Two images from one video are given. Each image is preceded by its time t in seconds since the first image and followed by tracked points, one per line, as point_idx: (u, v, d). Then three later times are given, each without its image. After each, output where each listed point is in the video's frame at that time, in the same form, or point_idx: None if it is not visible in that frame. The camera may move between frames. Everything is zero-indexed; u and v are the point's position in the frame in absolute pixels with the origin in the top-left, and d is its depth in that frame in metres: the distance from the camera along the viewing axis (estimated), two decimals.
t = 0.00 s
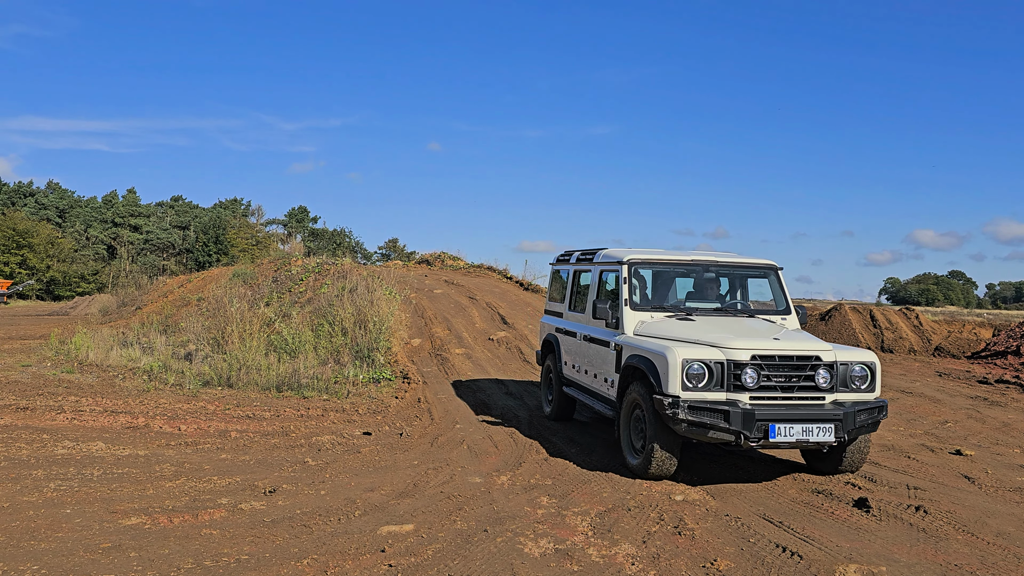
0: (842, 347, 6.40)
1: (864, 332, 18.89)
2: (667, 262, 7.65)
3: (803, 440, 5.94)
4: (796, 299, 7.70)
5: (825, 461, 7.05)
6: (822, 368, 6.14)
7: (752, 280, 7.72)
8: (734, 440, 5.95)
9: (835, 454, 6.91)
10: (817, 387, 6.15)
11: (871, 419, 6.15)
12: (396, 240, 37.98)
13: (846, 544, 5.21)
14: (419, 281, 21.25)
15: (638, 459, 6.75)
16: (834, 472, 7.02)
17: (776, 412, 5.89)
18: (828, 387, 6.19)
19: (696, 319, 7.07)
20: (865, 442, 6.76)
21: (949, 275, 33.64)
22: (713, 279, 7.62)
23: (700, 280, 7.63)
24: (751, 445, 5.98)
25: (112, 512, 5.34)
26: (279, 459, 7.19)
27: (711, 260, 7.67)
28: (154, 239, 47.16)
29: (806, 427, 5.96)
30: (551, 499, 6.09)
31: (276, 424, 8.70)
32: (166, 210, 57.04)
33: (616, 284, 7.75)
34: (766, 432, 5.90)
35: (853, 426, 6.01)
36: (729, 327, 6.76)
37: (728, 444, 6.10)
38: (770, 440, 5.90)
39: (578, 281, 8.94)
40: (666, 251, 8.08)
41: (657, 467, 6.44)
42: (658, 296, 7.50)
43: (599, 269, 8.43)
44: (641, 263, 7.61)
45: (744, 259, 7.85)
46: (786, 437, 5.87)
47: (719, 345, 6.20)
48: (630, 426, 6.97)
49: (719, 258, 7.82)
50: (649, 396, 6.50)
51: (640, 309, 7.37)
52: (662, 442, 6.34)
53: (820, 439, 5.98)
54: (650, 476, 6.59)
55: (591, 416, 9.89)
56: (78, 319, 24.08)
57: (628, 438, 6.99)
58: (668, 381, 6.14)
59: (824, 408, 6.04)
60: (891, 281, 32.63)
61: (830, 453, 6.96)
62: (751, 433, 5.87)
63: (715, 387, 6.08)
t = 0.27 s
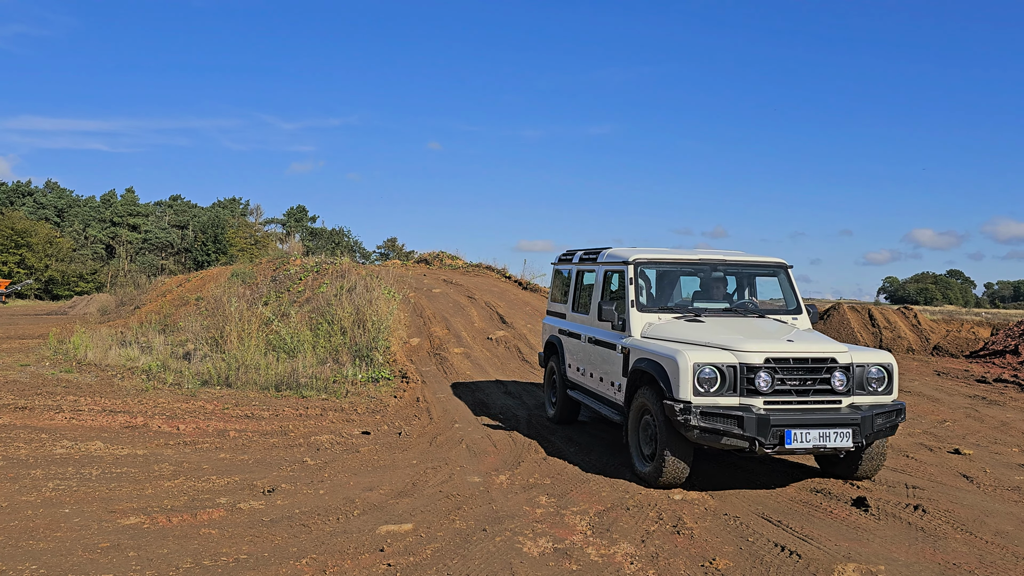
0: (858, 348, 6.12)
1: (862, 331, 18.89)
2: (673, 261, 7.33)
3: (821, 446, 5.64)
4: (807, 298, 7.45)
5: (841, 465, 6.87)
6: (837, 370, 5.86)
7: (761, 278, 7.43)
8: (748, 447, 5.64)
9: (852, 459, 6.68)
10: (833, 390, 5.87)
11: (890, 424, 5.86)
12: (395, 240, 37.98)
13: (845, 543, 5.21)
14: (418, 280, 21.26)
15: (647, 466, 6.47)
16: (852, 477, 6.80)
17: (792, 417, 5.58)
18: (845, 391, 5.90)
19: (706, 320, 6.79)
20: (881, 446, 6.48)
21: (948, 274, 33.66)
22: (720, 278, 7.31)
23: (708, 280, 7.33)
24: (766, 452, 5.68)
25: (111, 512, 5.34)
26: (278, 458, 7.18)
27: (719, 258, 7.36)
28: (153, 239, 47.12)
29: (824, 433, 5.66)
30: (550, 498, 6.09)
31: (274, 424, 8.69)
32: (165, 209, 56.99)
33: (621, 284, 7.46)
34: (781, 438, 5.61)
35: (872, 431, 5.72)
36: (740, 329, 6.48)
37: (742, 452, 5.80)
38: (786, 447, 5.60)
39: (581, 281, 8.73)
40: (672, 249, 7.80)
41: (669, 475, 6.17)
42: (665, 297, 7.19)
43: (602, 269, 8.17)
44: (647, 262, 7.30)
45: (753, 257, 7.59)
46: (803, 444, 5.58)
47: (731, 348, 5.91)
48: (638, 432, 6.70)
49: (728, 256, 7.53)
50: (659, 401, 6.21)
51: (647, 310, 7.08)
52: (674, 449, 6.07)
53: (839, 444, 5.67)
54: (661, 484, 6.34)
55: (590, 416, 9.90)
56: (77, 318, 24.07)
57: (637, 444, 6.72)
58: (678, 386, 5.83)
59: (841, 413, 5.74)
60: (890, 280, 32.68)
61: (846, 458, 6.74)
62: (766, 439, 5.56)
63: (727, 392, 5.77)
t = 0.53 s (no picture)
0: (878, 352, 5.92)
1: (860, 330, 18.94)
2: (682, 262, 7.22)
3: (842, 455, 5.44)
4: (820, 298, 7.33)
5: (861, 471, 6.62)
6: (858, 375, 5.66)
7: (771, 277, 7.32)
8: (766, 456, 5.45)
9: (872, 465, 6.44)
10: (853, 396, 5.67)
11: (912, 430, 5.67)
12: (393, 239, 37.98)
13: (842, 541, 5.22)
14: (416, 279, 21.27)
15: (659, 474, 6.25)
16: (872, 485, 6.55)
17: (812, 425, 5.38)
18: (866, 396, 5.70)
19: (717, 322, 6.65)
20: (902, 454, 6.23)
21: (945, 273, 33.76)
22: (731, 278, 7.19)
23: (718, 280, 7.21)
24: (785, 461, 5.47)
25: (109, 511, 5.33)
26: (276, 458, 7.17)
27: (730, 258, 7.23)
28: (150, 238, 47.04)
29: (845, 440, 5.46)
30: (548, 497, 6.10)
31: (272, 423, 8.70)
32: (162, 208, 56.89)
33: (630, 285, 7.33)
34: (801, 447, 5.40)
35: (893, 438, 5.53)
36: (755, 331, 6.27)
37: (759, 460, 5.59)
38: (806, 456, 5.38)
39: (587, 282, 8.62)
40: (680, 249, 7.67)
41: (682, 483, 5.96)
42: (674, 299, 7.07)
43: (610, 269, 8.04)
44: (655, 264, 7.18)
45: (764, 257, 7.48)
46: (824, 452, 5.37)
47: (747, 352, 5.70)
48: (649, 436, 6.49)
49: (738, 255, 7.42)
50: (671, 407, 5.98)
51: (657, 311, 6.94)
52: (688, 458, 5.84)
53: (861, 452, 5.47)
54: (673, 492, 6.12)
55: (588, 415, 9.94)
56: (74, 317, 24.03)
57: (647, 451, 6.50)
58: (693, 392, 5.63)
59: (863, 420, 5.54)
60: (887, 279, 32.75)
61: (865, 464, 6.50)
62: (785, 448, 5.36)
63: (743, 398, 5.57)
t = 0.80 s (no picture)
0: (903, 351, 5.70)
1: (858, 328, 18.95)
2: (696, 258, 7.02)
3: (866, 458, 5.24)
4: (837, 297, 7.18)
5: (881, 478, 6.35)
6: (883, 376, 5.44)
7: (786, 275, 7.13)
8: (788, 460, 5.23)
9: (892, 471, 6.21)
10: (878, 397, 5.45)
11: (938, 434, 5.48)
12: (391, 237, 37.98)
13: (840, 540, 5.23)
14: (415, 278, 21.27)
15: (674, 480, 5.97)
16: (893, 491, 6.30)
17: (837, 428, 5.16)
18: (891, 398, 5.49)
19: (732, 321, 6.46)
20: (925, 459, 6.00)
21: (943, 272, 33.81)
22: (746, 276, 7.01)
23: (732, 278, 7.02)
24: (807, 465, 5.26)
25: (107, 510, 5.32)
26: (275, 456, 7.16)
27: (743, 255, 7.06)
28: (149, 236, 47.00)
29: (869, 444, 5.26)
30: (547, 495, 6.10)
31: (271, 421, 8.69)
32: (161, 207, 56.83)
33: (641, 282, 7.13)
34: (824, 450, 5.18)
35: (919, 442, 5.34)
36: (772, 330, 6.06)
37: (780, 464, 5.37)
38: (829, 460, 5.18)
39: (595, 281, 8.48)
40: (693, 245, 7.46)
41: (699, 490, 5.69)
42: (687, 296, 6.88)
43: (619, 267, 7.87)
44: (668, 260, 6.98)
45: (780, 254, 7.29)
46: (847, 456, 5.17)
47: (766, 351, 5.48)
48: (663, 443, 6.23)
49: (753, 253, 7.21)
50: (689, 410, 5.73)
51: (670, 309, 6.74)
52: (705, 463, 5.59)
53: (886, 456, 5.28)
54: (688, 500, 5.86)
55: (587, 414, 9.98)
56: (73, 316, 24.02)
57: (661, 457, 6.24)
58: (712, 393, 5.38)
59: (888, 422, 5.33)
60: (886, 277, 32.80)
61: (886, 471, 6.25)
62: (808, 451, 5.15)
63: (764, 400, 5.34)
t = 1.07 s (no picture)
0: (928, 354, 5.57)
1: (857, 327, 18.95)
2: (706, 258, 6.89)
3: (894, 469, 5.09)
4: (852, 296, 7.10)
5: (907, 484, 6.17)
6: (910, 381, 5.31)
7: (798, 274, 7.04)
8: (812, 472, 5.08)
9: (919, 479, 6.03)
10: (904, 404, 5.32)
11: (967, 441, 5.33)
12: (390, 236, 37.95)
13: (839, 539, 5.24)
14: (414, 277, 21.25)
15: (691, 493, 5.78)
16: (919, 497, 6.13)
17: (863, 438, 5.01)
18: (917, 404, 5.35)
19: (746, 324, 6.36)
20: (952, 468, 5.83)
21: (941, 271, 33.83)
22: (757, 275, 6.90)
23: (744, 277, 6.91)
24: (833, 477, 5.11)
25: (106, 509, 5.32)
26: (273, 455, 7.16)
27: (755, 253, 6.94)
28: (148, 235, 46.93)
29: (898, 454, 5.11)
30: (546, 494, 6.11)
31: (269, 420, 8.69)
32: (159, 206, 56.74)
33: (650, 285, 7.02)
34: (851, 462, 5.04)
35: (949, 451, 5.18)
36: (788, 334, 5.92)
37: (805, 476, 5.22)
38: (856, 471, 5.03)
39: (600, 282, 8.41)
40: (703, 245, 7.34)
41: (718, 504, 5.50)
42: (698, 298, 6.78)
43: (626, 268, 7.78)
44: (678, 261, 6.86)
45: (795, 252, 7.18)
46: (875, 467, 5.02)
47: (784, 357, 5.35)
48: (677, 454, 6.02)
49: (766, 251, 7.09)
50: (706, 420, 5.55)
51: (682, 313, 6.64)
52: (724, 476, 5.42)
53: (915, 467, 5.13)
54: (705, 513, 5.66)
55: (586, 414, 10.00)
56: (71, 315, 23.98)
57: (676, 468, 6.04)
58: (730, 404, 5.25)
59: (917, 431, 5.18)
60: (884, 276, 32.80)
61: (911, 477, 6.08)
62: (834, 463, 5.00)
63: (784, 410, 5.21)
